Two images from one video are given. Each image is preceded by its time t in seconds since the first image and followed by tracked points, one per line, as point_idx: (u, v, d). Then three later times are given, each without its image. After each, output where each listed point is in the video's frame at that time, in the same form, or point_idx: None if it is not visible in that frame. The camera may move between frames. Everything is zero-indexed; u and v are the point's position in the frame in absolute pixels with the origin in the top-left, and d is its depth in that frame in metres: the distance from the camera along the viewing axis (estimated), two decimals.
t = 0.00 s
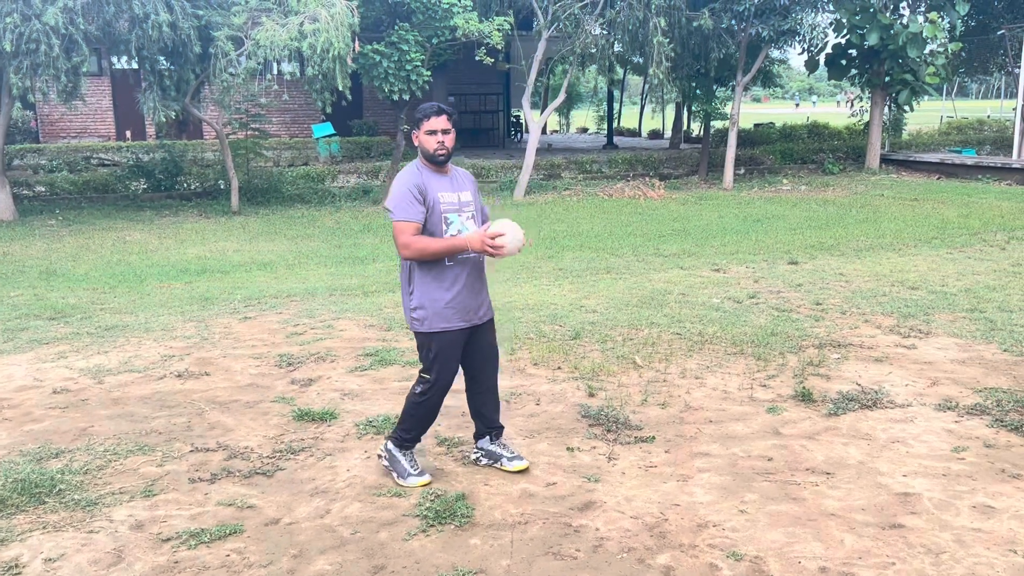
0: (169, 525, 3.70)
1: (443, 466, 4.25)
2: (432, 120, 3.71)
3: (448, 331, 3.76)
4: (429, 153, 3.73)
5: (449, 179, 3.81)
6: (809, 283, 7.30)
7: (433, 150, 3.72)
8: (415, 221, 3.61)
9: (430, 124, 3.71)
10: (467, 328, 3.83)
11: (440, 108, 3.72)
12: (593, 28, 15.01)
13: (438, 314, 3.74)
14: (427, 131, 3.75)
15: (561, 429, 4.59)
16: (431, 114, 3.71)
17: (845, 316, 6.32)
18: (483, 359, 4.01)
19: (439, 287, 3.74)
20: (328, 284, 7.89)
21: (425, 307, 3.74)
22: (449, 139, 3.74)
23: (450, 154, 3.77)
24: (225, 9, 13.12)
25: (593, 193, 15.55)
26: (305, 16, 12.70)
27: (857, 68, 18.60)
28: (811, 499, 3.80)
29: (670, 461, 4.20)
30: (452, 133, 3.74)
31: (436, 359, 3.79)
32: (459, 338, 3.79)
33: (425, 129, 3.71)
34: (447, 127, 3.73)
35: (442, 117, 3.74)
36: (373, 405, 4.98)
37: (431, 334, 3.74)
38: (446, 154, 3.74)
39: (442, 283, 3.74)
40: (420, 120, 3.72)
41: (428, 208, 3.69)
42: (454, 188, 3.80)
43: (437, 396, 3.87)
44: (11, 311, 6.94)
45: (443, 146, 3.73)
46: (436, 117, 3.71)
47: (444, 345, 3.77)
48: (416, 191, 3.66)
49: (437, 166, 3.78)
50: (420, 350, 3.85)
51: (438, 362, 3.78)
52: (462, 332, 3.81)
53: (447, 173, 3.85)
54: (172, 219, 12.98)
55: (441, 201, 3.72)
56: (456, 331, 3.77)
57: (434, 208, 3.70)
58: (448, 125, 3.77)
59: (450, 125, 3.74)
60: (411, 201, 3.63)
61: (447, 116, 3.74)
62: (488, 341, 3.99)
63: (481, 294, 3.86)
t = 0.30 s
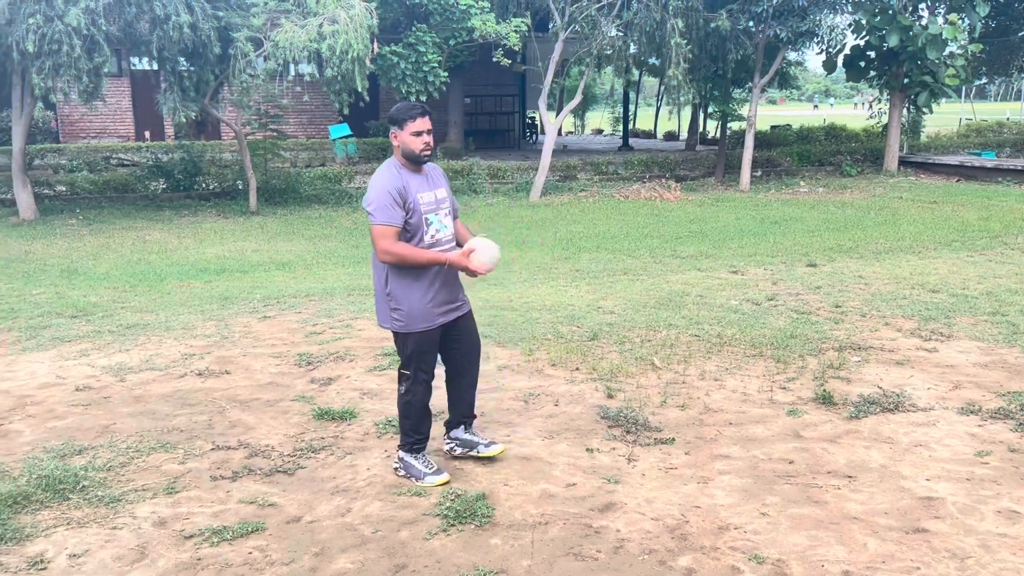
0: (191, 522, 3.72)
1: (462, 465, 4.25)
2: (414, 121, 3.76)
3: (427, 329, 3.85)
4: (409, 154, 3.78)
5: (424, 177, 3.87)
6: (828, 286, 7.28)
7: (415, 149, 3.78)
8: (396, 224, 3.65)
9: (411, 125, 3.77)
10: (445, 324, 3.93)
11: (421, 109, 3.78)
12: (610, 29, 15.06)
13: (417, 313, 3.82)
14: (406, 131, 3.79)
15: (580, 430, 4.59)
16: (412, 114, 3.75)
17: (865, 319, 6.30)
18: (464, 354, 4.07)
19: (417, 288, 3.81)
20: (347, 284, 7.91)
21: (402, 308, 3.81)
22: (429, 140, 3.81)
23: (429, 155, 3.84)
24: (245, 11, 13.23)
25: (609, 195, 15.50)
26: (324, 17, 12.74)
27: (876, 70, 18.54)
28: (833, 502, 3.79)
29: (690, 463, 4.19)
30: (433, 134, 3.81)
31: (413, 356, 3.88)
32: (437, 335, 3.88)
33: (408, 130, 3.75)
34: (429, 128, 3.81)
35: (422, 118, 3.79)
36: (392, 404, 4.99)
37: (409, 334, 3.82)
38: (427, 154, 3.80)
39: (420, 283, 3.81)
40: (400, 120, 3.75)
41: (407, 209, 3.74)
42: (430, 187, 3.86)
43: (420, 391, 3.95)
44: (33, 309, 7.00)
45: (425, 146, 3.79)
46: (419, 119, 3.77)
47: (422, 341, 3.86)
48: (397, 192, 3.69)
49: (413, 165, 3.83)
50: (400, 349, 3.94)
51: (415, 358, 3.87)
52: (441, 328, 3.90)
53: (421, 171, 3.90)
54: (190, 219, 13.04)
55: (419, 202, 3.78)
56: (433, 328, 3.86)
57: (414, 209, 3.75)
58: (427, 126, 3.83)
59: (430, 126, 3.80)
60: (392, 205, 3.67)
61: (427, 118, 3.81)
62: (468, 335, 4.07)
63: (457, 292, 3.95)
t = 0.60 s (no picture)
0: (227, 517, 3.75)
1: (494, 464, 4.24)
2: (413, 125, 3.90)
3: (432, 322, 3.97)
4: (407, 156, 3.90)
5: (419, 180, 3.99)
6: (863, 289, 7.20)
7: (414, 153, 3.91)
8: (393, 220, 3.75)
9: (411, 129, 3.90)
10: (445, 320, 4.06)
11: (421, 115, 3.93)
12: (640, 29, 15.17)
13: (415, 308, 3.92)
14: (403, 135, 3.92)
15: (613, 431, 4.57)
16: (410, 118, 3.90)
17: (901, 322, 6.23)
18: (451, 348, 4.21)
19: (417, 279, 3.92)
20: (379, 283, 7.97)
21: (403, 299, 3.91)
22: (428, 144, 3.95)
23: (426, 159, 3.97)
24: (277, 12, 13.35)
25: (638, 196, 15.45)
26: (357, 18, 12.80)
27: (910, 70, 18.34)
28: (870, 507, 3.75)
29: (725, 466, 4.16)
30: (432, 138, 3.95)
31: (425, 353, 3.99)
32: (442, 328, 4.00)
33: (406, 133, 3.88)
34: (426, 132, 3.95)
35: (421, 122, 3.93)
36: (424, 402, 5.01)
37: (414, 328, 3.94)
38: (424, 157, 3.93)
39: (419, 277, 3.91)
40: (398, 124, 3.89)
41: (403, 207, 3.84)
42: (424, 188, 3.98)
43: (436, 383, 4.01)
44: (71, 305, 7.12)
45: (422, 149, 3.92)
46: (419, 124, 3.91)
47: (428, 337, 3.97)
48: (393, 191, 3.80)
49: (408, 168, 3.95)
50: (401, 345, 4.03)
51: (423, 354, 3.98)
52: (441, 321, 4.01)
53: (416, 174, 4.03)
54: (222, 218, 13.18)
55: (415, 201, 3.89)
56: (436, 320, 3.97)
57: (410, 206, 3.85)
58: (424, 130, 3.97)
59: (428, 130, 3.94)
60: (389, 201, 3.77)
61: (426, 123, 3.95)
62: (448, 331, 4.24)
63: (452, 288, 4.08)
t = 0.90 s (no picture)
0: (267, 511, 3.80)
1: (530, 464, 4.24)
2: (421, 118, 4.09)
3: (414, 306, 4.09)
4: (410, 146, 4.11)
5: (420, 170, 4.19)
6: (904, 292, 7.10)
7: (419, 144, 4.10)
8: (384, 207, 3.97)
9: (416, 121, 4.10)
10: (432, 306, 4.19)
11: (427, 108, 4.13)
12: (677, 29, 15.11)
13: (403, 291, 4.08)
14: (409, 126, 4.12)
15: (649, 432, 4.56)
16: (416, 110, 4.09)
17: (942, 326, 6.14)
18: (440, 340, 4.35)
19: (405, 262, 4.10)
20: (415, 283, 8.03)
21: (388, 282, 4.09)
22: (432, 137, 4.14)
23: (430, 151, 4.16)
24: (316, 11, 13.54)
25: (673, 196, 15.38)
26: (394, 18, 12.87)
27: (953, 70, 18.07)
28: (911, 513, 3.69)
29: (763, 469, 4.13)
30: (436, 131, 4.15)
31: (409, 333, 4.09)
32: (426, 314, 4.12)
33: (412, 125, 4.07)
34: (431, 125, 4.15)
35: (427, 115, 4.14)
36: (459, 401, 5.03)
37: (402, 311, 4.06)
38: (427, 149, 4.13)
39: (406, 265, 4.10)
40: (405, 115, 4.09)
41: (399, 194, 4.05)
42: (423, 179, 4.18)
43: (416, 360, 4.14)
44: (113, 301, 7.27)
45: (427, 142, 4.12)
46: (424, 116, 4.11)
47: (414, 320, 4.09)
48: (391, 179, 4.02)
49: (411, 157, 4.16)
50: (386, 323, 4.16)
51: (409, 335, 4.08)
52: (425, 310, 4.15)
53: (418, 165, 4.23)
54: (259, 215, 13.35)
55: (411, 190, 4.09)
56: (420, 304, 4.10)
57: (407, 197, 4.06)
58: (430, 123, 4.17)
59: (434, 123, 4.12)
60: (384, 187, 3.99)
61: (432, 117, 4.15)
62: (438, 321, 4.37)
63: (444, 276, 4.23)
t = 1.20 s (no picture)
0: (305, 505, 3.84)
1: (565, 462, 4.23)
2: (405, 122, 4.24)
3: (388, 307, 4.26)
4: (398, 149, 4.26)
5: (408, 173, 4.35)
6: (947, 294, 6.98)
7: (405, 148, 4.26)
8: (378, 212, 4.13)
9: (403, 124, 4.25)
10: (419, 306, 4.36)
11: (411, 111, 4.28)
12: (715, 26, 15.03)
13: (394, 292, 4.25)
14: (395, 130, 4.28)
15: (685, 433, 4.53)
16: (399, 115, 4.25)
17: (987, 330, 6.02)
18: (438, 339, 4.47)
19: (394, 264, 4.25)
20: (451, 281, 8.09)
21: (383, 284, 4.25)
22: (417, 138, 4.30)
23: (417, 153, 4.32)
24: (355, 11, 13.67)
25: (711, 196, 15.28)
26: (432, 17, 12.97)
27: (999, 70, 17.72)
28: (954, 519, 3.63)
29: (801, 472, 4.08)
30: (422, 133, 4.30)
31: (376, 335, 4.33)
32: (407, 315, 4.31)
33: (398, 129, 4.23)
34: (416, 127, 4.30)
35: (412, 118, 4.29)
36: (495, 398, 5.05)
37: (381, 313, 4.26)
38: (414, 152, 4.28)
39: (399, 266, 4.26)
40: (389, 121, 4.26)
41: (390, 198, 4.21)
42: (414, 181, 4.34)
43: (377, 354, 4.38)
44: (155, 295, 7.42)
45: (412, 145, 4.28)
46: (409, 119, 4.26)
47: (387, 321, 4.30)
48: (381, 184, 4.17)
49: (398, 161, 4.32)
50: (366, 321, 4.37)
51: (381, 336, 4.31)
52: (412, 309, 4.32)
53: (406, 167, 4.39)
54: (296, 212, 13.50)
55: (402, 193, 4.25)
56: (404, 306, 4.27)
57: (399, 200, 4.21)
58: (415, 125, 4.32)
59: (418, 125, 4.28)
60: (377, 192, 4.14)
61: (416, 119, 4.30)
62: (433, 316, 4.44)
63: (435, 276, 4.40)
